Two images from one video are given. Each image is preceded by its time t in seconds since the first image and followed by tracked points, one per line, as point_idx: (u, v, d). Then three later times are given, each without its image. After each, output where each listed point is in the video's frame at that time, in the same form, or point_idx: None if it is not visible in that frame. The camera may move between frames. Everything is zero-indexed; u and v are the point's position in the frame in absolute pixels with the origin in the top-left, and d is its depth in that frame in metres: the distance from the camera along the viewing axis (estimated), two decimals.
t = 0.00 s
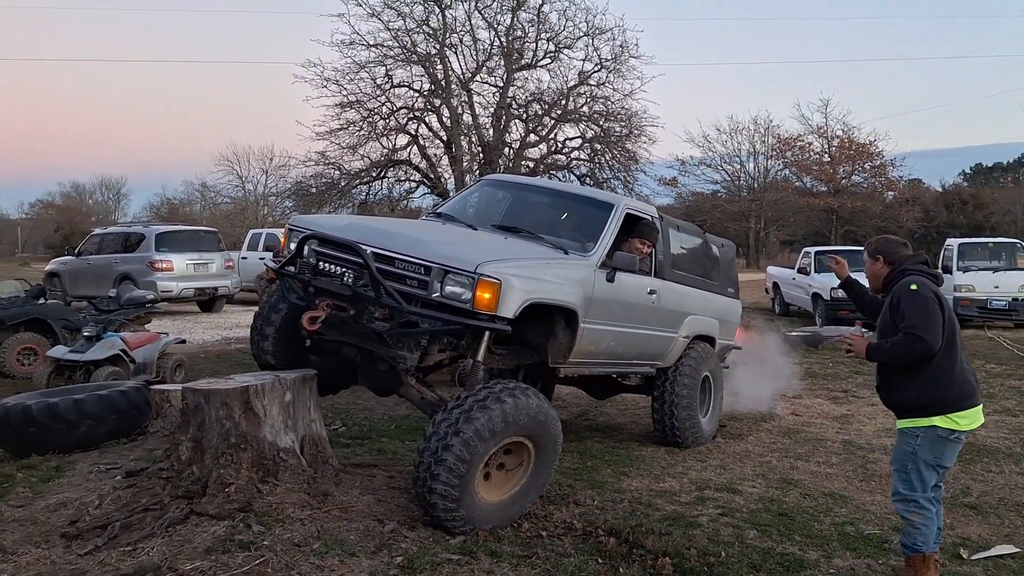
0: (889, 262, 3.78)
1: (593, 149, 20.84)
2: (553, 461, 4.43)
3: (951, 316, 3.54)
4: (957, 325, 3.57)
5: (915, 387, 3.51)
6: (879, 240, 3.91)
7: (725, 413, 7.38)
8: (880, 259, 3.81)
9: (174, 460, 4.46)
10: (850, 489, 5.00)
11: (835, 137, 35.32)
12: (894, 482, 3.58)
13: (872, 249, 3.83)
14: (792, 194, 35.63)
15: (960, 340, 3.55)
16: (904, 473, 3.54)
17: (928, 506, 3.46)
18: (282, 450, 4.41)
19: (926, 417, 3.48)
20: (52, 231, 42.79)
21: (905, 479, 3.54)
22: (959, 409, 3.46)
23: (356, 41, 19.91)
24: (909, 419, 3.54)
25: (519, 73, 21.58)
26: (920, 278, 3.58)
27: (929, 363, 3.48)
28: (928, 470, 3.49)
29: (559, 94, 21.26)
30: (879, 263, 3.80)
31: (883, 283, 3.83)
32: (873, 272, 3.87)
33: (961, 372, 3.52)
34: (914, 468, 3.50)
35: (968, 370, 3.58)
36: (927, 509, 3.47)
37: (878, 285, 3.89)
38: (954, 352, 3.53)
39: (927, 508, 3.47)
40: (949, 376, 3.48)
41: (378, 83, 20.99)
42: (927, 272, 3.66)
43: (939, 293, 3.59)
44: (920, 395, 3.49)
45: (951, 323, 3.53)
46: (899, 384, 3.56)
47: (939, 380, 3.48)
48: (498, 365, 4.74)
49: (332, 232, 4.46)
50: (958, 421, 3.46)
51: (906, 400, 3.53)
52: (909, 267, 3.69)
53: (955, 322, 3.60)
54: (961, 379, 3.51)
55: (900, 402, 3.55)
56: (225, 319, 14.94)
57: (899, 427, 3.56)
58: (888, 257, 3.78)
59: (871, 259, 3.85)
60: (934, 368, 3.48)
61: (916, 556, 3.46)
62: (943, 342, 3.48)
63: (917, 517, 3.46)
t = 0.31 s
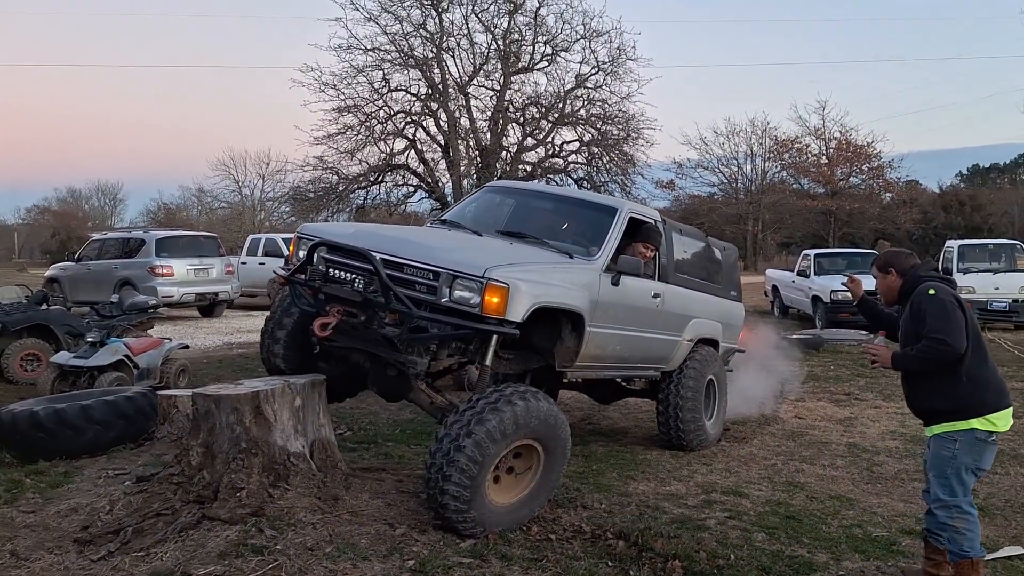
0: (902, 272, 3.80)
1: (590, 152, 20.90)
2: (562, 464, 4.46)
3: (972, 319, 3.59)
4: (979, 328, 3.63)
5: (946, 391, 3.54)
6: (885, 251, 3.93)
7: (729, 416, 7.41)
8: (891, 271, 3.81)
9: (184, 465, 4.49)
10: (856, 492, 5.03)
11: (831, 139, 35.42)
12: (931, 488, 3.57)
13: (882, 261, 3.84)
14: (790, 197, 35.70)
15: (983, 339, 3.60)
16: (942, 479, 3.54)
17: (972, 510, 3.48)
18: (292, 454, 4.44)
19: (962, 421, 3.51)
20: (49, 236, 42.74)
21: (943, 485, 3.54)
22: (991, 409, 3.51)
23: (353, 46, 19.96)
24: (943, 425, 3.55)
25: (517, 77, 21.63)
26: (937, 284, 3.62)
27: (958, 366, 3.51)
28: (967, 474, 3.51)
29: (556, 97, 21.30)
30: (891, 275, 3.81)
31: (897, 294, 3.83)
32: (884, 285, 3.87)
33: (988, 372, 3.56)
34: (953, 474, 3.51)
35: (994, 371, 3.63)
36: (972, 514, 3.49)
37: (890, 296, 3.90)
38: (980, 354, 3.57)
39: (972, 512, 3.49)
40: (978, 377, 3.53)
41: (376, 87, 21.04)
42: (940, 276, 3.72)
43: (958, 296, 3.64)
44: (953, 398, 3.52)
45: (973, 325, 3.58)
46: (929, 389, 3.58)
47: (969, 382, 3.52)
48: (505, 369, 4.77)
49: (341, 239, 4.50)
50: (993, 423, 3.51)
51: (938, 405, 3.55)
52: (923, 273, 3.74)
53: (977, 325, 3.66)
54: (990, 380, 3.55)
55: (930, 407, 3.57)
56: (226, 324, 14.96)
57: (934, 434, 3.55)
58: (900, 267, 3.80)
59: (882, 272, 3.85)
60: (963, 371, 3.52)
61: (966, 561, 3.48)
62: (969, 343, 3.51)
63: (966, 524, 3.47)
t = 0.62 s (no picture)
0: (936, 275, 3.71)
1: (587, 153, 20.94)
2: (565, 466, 4.49)
3: (1003, 333, 3.51)
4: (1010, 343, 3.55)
5: (971, 406, 3.46)
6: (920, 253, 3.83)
7: (728, 416, 7.44)
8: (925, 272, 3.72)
9: (190, 466, 4.51)
10: (857, 492, 5.07)
11: (827, 139, 35.51)
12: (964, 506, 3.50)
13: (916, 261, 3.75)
14: (786, 196, 35.77)
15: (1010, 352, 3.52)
16: (975, 497, 3.47)
17: (1007, 528, 3.41)
18: (297, 456, 4.46)
19: (988, 437, 3.42)
20: (45, 237, 42.62)
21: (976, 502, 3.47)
22: (1020, 428, 3.43)
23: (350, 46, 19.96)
24: (969, 441, 3.47)
25: (514, 77, 21.67)
26: (971, 292, 3.53)
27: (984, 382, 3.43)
28: (999, 491, 3.44)
29: (553, 98, 21.32)
30: (926, 276, 3.72)
31: (929, 297, 3.74)
32: (918, 287, 3.77)
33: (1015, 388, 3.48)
34: (986, 491, 3.44)
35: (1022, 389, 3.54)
36: (1007, 532, 3.41)
37: (922, 299, 3.80)
38: (1009, 370, 3.49)
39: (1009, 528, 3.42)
40: (1006, 394, 3.44)
41: (373, 88, 21.05)
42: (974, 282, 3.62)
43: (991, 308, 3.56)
44: (977, 413, 3.44)
45: (1004, 341, 3.50)
46: (953, 403, 3.50)
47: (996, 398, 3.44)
48: (509, 370, 4.80)
49: (345, 242, 4.52)
50: (1019, 438, 3.43)
51: (963, 420, 3.47)
52: (957, 277, 3.65)
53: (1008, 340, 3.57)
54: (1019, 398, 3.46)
55: (954, 421, 3.49)
56: (225, 325, 14.97)
57: (960, 451, 3.48)
58: (934, 270, 3.72)
59: (915, 274, 3.77)
60: (991, 386, 3.44)
61: None
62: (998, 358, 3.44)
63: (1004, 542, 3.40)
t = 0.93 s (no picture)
0: (969, 273, 3.52)
1: (586, 151, 20.96)
2: (565, 465, 4.52)
3: None
4: None
5: (990, 414, 3.34)
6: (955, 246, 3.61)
7: (727, 415, 7.47)
8: (958, 269, 3.53)
9: (193, 465, 4.54)
10: (855, 489, 5.11)
11: (825, 137, 35.54)
12: (976, 509, 3.42)
13: (949, 257, 3.55)
14: (783, 194, 35.80)
15: None
16: (988, 501, 3.38)
17: (1017, 535, 3.31)
18: (299, 454, 4.49)
19: (1004, 445, 3.33)
20: (41, 234, 42.52)
21: (990, 507, 3.38)
22: None
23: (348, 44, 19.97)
24: (984, 447, 3.38)
25: (512, 75, 21.68)
26: (1003, 297, 3.36)
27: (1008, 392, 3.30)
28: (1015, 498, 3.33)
29: (551, 96, 21.31)
30: (959, 274, 3.53)
31: (958, 294, 3.57)
32: (948, 283, 3.58)
33: None
34: (999, 497, 3.35)
35: None
36: (1017, 539, 3.32)
37: (950, 295, 3.62)
38: None
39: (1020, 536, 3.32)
40: None
41: (371, 85, 21.04)
42: (1011, 286, 3.43)
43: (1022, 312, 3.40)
44: (997, 421, 3.33)
45: None
46: (972, 410, 3.40)
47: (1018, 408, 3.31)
48: (509, 369, 4.83)
49: (345, 242, 4.55)
50: None
51: (980, 428, 3.36)
52: (990, 279, 3.46)
53: None
54: None
55: (971, 426, 3.39)
56: (223, 323, 14.96)
57: (974, 454, 3.40)
58: (968, 267, 3.51)
59: (947, 269, 3.56)
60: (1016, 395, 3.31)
61: None
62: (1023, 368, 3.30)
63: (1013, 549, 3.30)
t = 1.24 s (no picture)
0: (986, 269, 3.30)
1: (585, 148, 20.96)
2: (565, 462, 4.55)
3: None
4: None
5: (998, 416, 3.15)
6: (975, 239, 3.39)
7: (725, 412, 7.49)
8: (975, 264, 3.32)
9: (194, 462, 4.56)
10: (852, 486, 5.14)
11: (824, 134, 35.56)
12: (983, 507, 3.27)
13: (965, 251, 3.34)
14: (782, 191, 35.80)
15: None
16: (994, 500, 3.22)
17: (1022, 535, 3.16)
18: (299, 451, 4.52)
19: (1008, 445, 3.15)
20: (41, 231, 42.47)
21: (996, 505, 3.23)
22: None
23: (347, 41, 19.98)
24: (989, 445, 3.20)
25: (512, 73, 21.69)
26: (1019, 299, 3.15)
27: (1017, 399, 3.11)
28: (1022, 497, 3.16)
29: (551, 93, 21.31)
30: (975, 269, 3.32)
31: (972, 291, 3.35)
32: (962, 278, 3.37)
33: None
34: (1006, 495, 3.18)
35: None
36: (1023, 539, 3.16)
37: (964, 291, 3.41)
38: None
39: None
40: None
41: (370, 83, 21.04)
42: None
43: None
44: (1004, 423, 3.14)
45: None
46: (978, 411, 3.22)
47: None
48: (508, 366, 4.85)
49: (346, 240, 4.57)
50: None
51: (987, 429, 3.18)
52: (1007, 277, 3.24)
53: None
54: None
55: (976, 427, 3.22)
56: (222, 320, 14.97)
57: (979, 452, 3.23)
58: (985, 263, 3.30)
59: (963, 263, 3.36)
60: None
61: None
62: None
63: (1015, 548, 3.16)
